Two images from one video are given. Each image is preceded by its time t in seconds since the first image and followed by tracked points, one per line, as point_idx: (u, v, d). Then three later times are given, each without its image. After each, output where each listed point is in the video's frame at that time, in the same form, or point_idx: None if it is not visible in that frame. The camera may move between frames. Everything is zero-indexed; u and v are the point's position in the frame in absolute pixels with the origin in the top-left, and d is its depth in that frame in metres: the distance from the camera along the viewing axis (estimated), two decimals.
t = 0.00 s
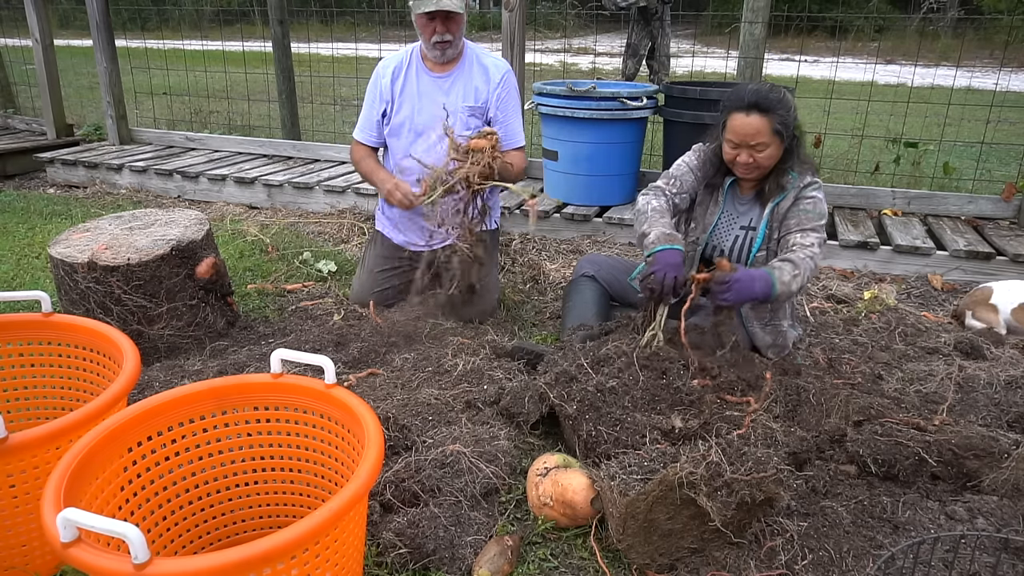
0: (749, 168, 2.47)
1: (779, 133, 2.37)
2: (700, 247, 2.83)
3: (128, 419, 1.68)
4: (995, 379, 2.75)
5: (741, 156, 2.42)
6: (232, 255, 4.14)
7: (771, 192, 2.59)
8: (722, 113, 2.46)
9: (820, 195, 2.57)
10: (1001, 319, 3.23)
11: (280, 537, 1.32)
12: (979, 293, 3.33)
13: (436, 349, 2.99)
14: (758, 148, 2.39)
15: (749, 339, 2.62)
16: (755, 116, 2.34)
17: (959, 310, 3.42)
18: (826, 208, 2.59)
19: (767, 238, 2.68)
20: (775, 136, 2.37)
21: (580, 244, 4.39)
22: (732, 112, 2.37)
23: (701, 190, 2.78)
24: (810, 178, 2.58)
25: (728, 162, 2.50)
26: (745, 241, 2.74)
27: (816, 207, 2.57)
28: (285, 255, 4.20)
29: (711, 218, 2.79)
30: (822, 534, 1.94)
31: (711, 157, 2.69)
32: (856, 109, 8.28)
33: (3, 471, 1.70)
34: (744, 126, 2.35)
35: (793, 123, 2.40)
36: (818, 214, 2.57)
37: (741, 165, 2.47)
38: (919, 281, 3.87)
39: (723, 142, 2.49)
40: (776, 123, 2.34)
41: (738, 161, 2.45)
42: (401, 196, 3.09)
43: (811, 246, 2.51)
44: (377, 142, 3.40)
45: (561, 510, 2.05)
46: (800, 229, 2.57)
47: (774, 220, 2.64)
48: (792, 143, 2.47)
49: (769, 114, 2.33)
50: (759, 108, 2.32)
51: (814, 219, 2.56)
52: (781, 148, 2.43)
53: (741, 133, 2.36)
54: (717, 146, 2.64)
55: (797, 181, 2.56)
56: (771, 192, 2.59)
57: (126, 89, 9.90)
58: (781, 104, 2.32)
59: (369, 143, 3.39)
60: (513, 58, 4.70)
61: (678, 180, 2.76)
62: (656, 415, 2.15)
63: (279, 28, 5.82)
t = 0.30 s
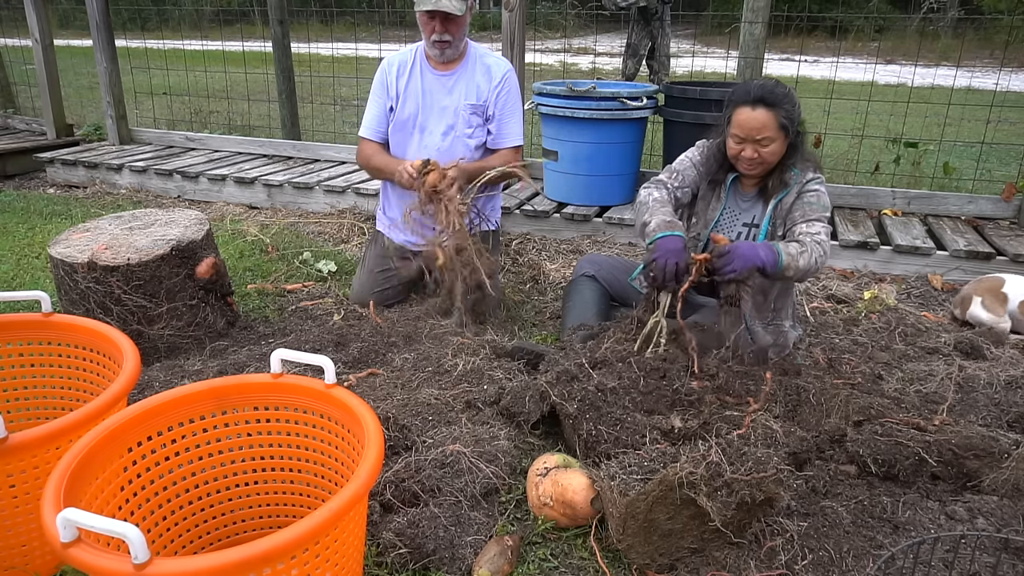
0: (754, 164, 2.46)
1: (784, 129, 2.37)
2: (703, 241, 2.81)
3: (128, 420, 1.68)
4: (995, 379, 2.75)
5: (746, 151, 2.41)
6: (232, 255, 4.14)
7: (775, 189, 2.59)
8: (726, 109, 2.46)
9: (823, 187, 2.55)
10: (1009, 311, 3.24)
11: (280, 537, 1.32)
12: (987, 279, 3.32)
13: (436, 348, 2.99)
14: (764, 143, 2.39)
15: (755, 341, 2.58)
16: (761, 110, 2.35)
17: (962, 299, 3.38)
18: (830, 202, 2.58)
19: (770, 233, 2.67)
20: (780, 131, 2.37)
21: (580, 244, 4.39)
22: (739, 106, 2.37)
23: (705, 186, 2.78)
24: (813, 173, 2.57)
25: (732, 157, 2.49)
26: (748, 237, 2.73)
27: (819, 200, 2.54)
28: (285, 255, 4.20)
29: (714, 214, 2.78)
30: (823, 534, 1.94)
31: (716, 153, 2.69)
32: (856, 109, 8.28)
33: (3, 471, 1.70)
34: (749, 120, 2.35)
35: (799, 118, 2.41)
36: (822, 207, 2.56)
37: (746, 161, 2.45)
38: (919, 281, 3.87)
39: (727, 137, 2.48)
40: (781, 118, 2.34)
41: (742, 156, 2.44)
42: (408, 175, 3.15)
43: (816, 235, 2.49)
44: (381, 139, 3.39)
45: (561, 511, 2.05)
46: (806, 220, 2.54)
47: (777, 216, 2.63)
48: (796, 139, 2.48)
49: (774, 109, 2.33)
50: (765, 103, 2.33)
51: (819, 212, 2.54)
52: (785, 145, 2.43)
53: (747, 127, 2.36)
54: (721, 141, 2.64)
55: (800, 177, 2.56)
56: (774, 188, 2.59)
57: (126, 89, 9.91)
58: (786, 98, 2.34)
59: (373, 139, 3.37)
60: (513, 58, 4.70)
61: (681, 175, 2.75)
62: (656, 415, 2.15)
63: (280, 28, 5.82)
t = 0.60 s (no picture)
0: (744, 168, 2.46)
1: (775, 132, 2.37)
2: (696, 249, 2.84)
3: (128, 419, 1.68)
4: (995, 380, 2.75)
5: (737, 155, 2.41)
6: (232, 255, 4.14)
7: (767, 195, 2.58)
8: (716, 112, 2.46)
9: (818, 197, 2.56)
10: (1000, 314, 3.25)
11: (280, 537, 1.32)
12: (981, 283, 3.36)
13: (436, 348, 2.99)
14: (754, 147, 2.38)
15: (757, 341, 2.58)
16: (751, 114, 2.34)
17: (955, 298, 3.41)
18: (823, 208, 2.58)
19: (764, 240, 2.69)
20: (771, 134, 2.37)
21: (580, 244, 4.39)
22: (728, 110, 2.37)
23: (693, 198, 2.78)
24: (806, 180, 2.56)
25: (723, 161, 2.49)
26: (741, 244, 2.75)
27: (815, 210, 2.55)
28: (285, 255, 4.20)
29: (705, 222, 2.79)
30: (822, 534, 1.94)
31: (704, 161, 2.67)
32: (856, 109, 8.29)
33: (3, 471, 1.70)
34: (740, 125, 2.35)
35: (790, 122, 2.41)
36: (818, 217, 2.56)
37: (736, 165, 2.45)
38: (919, 281, 3.87)
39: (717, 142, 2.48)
40: (772, 122, 2.34)
41: (733, 161, 2.44)
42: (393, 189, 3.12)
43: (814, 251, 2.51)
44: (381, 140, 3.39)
45: (561, 511, 2.05)
46: (803, 234, 2.56)
47: (771, 224, 2.63)
48: (786, 143, 2.46)
49: (765, 112, 2.33)
50: (755, 106, 2.33)
51: (815, 223, 2.55)
52: (775, 148, 2.43)
53: (737, 132, 2.36)
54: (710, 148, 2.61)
55: (792, 183, 2.55)
56: (766, 195, 2.58)
57: (127, 89, 9.91)
58: (777, 102, 2.34)
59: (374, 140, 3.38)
60: (513, 58, 4.70)
61: (665, 193, 2.78)
62: (656, 416, 2.15)
63: (280, 28, 5.82)
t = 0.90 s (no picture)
0: (729, 178, 2.45)
1: (760, 140, 2.37)
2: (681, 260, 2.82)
3: (128, 420, 1.68)
4: (995, 380, 2.75)
5: (721, 165, 2.40)
6: (232, 255, 4.14)
7: (747, 205, 2.55)
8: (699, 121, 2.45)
9: (797, 208, 2.50)
10: (998, 318, 3.26)
11: (279, 537, 1.32)
12: (980, 285, 3.37)
13: (436, 348, 2.99)
14: (739, 156, 2.37)
15: (755, 341, 2.58)
16: (736, 122, 2.34)
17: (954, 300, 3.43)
18: (804, 220, 2.51)
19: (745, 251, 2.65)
20: (755, 142, 2.37)
21: (580, 244, 4.39)
22: (712, 118, 2.36)
23: (677, 210, 2.75)
24: (786, 191, 2.51)
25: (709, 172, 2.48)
26: (725, 255, 2.73)
27: (792, 221, 2.48)
28: (285, 255, 4.20)
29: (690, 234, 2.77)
30: (823, 534, 1.94)
31: (688, 172, 2.67)
32: (856, 109, 8.29)
33: (3, 471, 1.70)
34: (725, 133, 2.34)
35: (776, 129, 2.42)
36: (794, 229, 2.49)
37: (721, 175, 2.44)
38: (919, 281, 3.87)
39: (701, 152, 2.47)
40: (756, 130, 2.34)
41: (717, 170, 2.43)
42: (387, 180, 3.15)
43: (785, 265, 2.44)
44: (381, 140, 3.41)
45: (561, 511, 2.05)
46: (773, 246, 2.50)
47: (751, 234, 2.60)
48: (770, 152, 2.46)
49: (749, 120, 2.33)
50: (740, 114, 2.33)
51: (791, 235, 2.48)
52: (760, 156, 2.42)
53: (722, 140, 2.35)
54: (693, 157, 2.63)
55: (770, 194, 2.51)
56: (747, 204, 2.55)
57: (127, 89, 9.91)
58: (760, 110, 2.34)
59: (373, 139, 3.40)
60: (513, 57, 4.70)
61: (646, 215, 2.76)
62: (656, 416, 2.15)
63: (279, 28, 5.82)
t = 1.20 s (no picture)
0: (747, 180, 2.43)
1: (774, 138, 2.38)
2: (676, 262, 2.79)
3: (128, 420, 1.68)
4: (995, 380, 2.75)
5: (747, 168, 2.38)
6: (232, 255, 4.14)
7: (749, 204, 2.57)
8: (711, 128, 2.38)
9: (797, 212, 2.54)
10: (998, 318, 3.26)
11: (279, 538, 1.32)
12: (980, 285, 3.37)
13: (436, 349, 2.99)
14: (763, 157, 2.37)
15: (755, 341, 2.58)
16: (758, 124, 2.32)
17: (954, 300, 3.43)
18: (803, 223, 2.56)
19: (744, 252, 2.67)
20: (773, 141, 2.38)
21: (580, 244, 4.39)
22: (736, 123, 2.30)
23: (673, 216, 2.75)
24: (785, 194, 2.55)
25: (727, 178, 2.45)
26: (723, 254, 2.71)
27: (792, 226, 2.53)
28: (285, 255, 4.20)
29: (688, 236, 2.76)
30: (823, 534, 1.94)
31: (687, 176, 2.62)
32: (856, 109, 8.29)
33: (3, 471, 1.70)
34: (751, 136, 2.31)
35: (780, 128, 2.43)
36: (794, 233, 2.54)
37: (743, 178, 2.42)
38: (919, 281, 3.87)
39: (718, 158, 2.41)
40: (774, 128, 2.36)
41: (740, 174, 2.40)
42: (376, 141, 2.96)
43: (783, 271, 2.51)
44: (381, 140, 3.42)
45: (561, 511, 2.05)
46: (773, 251, 2.56)
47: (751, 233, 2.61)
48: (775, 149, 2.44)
49: (769, 120, 2.33)
50: (763, 116, 2.31)
51: (790, 240, 2.54)
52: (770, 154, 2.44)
53: (751, 143, 2.32)
54: (694, 164, 2.57)
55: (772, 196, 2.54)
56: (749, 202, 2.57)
57: (127, 89, 9.92)
58: (774, 109, 2.35)
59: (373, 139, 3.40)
60: (513, 57, 4.70)
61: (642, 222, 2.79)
62: (656, 416, 2.15)
63: (279, 28, 5.82)
